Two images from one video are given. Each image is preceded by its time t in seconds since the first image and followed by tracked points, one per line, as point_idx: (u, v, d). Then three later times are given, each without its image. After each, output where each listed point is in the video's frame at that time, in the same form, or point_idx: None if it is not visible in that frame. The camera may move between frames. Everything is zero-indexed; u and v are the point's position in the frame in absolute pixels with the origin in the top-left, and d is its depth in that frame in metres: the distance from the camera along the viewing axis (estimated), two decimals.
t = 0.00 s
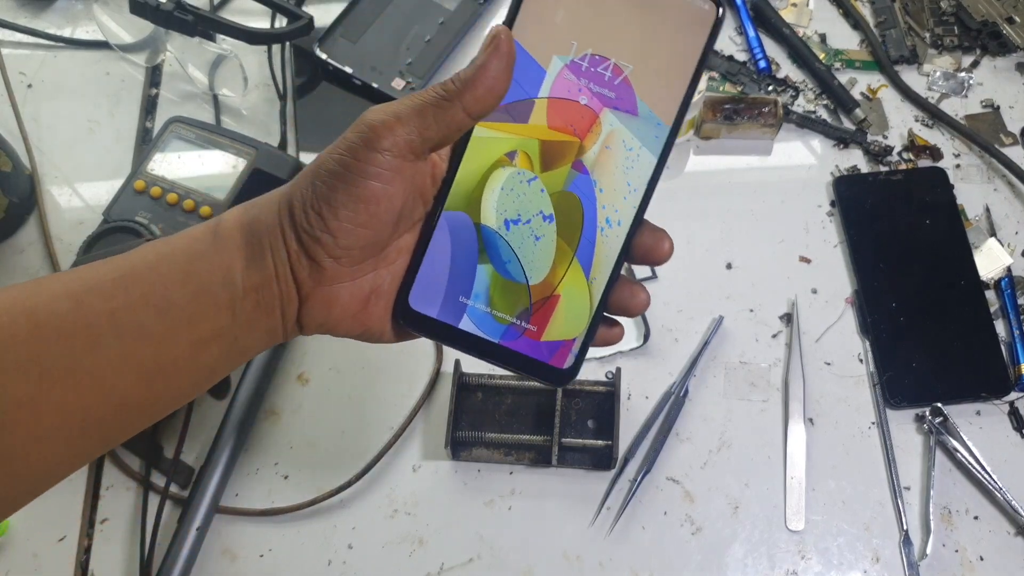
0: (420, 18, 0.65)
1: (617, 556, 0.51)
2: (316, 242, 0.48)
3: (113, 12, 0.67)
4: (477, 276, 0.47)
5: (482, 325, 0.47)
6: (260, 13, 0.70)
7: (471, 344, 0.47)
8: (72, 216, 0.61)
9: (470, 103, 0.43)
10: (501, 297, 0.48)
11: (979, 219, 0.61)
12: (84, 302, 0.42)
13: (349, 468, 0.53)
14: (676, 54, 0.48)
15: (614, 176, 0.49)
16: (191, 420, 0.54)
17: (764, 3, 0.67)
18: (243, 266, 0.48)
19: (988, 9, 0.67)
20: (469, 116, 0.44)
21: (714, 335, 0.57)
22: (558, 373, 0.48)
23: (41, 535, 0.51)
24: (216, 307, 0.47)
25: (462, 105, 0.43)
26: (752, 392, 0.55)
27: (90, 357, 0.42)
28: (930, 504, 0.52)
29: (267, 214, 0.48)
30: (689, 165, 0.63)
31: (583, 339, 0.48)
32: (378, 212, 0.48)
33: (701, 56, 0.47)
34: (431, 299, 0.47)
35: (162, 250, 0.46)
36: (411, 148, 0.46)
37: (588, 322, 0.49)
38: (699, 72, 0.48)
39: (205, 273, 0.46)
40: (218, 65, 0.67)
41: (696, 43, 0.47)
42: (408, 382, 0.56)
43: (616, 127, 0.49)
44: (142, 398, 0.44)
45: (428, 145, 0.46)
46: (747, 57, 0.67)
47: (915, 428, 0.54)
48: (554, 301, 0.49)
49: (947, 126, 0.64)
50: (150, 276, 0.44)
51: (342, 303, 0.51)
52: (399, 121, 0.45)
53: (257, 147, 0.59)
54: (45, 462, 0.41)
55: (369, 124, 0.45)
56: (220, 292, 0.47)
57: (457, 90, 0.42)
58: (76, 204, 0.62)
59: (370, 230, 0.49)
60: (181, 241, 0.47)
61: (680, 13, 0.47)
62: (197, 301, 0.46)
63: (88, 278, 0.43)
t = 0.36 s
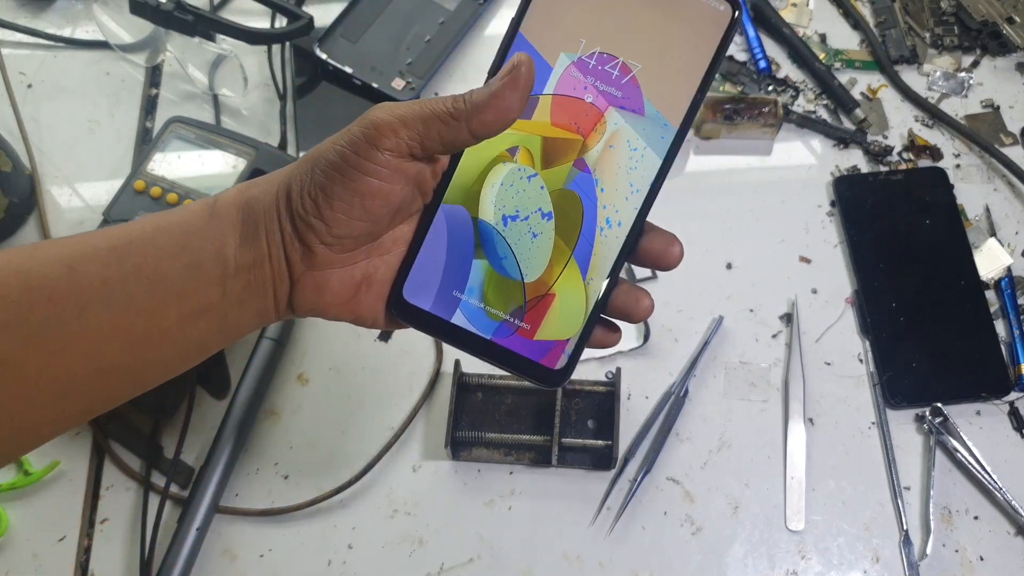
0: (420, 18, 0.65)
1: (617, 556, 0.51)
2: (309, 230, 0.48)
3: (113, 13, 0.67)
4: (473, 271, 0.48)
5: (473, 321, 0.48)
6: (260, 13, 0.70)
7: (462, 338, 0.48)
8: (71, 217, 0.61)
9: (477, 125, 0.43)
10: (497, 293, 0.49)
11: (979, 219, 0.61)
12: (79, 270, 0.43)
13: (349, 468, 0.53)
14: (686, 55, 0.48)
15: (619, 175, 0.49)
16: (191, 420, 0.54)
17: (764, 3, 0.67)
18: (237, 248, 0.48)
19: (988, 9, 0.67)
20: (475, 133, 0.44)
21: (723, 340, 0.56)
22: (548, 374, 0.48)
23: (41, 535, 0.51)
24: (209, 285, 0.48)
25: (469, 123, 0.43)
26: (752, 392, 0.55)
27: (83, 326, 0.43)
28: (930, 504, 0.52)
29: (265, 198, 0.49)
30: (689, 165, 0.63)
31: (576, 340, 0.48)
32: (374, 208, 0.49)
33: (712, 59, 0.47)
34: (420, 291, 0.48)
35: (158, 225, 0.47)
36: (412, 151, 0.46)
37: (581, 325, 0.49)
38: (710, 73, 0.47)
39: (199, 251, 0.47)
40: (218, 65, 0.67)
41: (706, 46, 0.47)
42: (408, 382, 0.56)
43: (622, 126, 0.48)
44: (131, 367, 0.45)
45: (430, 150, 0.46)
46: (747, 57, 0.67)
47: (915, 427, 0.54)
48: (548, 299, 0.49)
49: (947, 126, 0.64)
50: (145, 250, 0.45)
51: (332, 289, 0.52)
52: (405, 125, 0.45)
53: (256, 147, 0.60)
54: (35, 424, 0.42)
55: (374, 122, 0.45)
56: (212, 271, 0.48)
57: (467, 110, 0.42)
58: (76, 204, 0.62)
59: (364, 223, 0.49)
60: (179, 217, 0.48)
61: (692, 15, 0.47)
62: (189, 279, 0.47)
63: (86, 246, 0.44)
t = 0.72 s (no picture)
0: (420, 19, 0.65)
1: (616, 554, 0.51)
2: (268, 208, 0.48)
3: (114, 13, 0.66)
4: (438, 258, 0.46)
5: (439, 308, 0.46)
6: (262, 15, 0.70)
7: (428, 327, 0.45)
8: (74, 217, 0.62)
9: (419, 71, 0.44)
10: (462, 280, 0.46)
11: (976, 219, 0.62)
12: (39, 259, 0.44)
13: (350, 467, 0.54)
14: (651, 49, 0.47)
15: (583, 168, 0.48)
16: (193, 420, 0.54)
17: (762, 5, 0.67)
18: (196, 231, 0.48)
19: (986, 11, 0.68)
20: (419, 82, 0.45)
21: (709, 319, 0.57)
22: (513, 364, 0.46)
23: (45, 534, 0.51)
24: (171, 271, 0.47)
25: (412, 70, 0.44)
26: (750, 392, 0.56)
27: (44, 312, 0.43)
28: (927, 503, 0.52)
29: (223, 181, 0.49)
30: (688, 165, 0.64)
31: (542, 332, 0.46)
32: (331, 180, 0.48)
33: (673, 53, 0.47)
34: (386, 279, 0.45)
35: (119, 214, 0.47)
36: (361, 115, 0.47)
37: (547, 312, 0.47)
38: (672, 66, 0.47)
39: (160, 235, 0.47)
40: (220, 66, 0.66)
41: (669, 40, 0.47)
42: (409, 382, 0.57)
43: (585, 118, 0.48)
44: (94, 356, 0.44)
45: (378, 112, 0.47)
46: (745, 59, 0.68)
47: (913, 427, 0.55)
48: (513, 288, 0.47)
49: (944, 127, 0.64)
50: (106, 237, 0.45)
51: (297, 274, 0.51)
52: (349, 87, 0.45)
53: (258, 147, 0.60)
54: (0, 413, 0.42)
55: (321, 88, 0.46)
56: (174, 254, 0.47)
57: (406, 56, 0.44)
58: (79, 204, 0.62)
59: (323, 198, 0.48)
60: (139, 206, 0.48)
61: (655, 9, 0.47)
62: (150, 262, 0.46)
63: (47, 237, 0.45)
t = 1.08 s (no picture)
0: (420, 19, 0.65)
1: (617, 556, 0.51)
2: (221, 254, 0.48)
3: (112, 12, 0.68)
4: (399, 300, 0.47)
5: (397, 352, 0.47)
6: (260, 13, 0.70)
7: (386, 369, 0.46)
8: (72, 217, 0.61)
9: (358, 90, 0.46)
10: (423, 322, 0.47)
11: (978, 219, 0.61)
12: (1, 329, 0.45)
13: (349, 468, 0.53)
14: (622, 81, 0.47)
15: (553, 204, 0.48)
16: (191, 420, 0.54)
17: (763, 3, 0.67)
18: (151, 283, 0.48)
19: (988, 9, 0.67)
20: (361, 101, 0.47)
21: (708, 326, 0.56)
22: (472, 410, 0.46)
23: (42, 536, 0.51)
24: (131, 324, 0.48)
25: (352, 91, 0.46)
26: (752, 392, 0.55)
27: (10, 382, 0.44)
28: (929, 504, 0.52)
29: (176, 233, 0.49)
30: (689, 165, 0.63)
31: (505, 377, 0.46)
32: (283, 217, 0.49)
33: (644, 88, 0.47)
34: (343, 321, 0.47)
35: (76, 275, 0.48)
36: (308, 147, 0.48)
37: (510, 358, 0.46)
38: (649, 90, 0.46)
39: (115, 292, 0.48)
40: (218, 65, 0.67)
41: (641, 72, 0.47)
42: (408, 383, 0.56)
43: (553, 153, 0.48)
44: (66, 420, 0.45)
45: (325, 141, 0.49)
46: (747, 57, 0.67)
47: (915, 428, 0.54)
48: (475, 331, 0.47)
49: (946, 126, 0.64)
50: (61, 301, 0.46)
51: (259, 316, 0.51)
52: (292, 122, 0.47)
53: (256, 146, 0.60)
54: None
55: (265, 128, 0.47)
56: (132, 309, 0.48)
57: (342, 77, 0.45)
58: (76, 204, 0.62)
59: (277, 238, 0.49)
60: (93, 268, 0.49)
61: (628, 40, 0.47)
62: (107, 319, 0.47)
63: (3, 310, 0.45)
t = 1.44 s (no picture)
0: (420, 18, 0.65)
1: (618, 557, 0.51)
2: (194, 247, 0.48)
3: (113, 12, 0.68)
4: (363, 301, 0.48)
5: (359, 354, 0.48)
6: (260, 13, 0.70)
7: (347, 370, 0.48)
8: (72, 217, 0.61)
9: (334, 92, 0.45)
10: (385, 326, 0.48)
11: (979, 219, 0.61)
12: None
13: (349, 468, 0.53)
14: (610, 97, 0.47)
15: (525, 222, 0.48)
16: (191, 420, 0.54)
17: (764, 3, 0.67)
18: (126, 273, 0.49)
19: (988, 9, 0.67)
20: (336, 103, 0.46)
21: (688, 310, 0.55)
22: (426, 416, 0.48)
23: (42, 536, 0.51)
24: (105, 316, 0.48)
25: (327, 93, 0.45)
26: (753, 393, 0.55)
27: None
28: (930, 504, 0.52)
29: (152, 222, 0.50)
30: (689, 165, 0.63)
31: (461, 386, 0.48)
32: (257, 213, 0.49)
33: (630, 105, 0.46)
34: (309, 317, 0.48)
35: (51, 264, 0.48)
36: (285, 145, 0.48)
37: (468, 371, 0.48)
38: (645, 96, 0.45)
39: (91, 281, 0.48)
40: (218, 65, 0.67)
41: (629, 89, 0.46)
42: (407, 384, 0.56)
43: (529, 170, 0.48)
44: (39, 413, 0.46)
45: (303, 140, 0.48)
46: (747, 57, 0.67)
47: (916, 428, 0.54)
48: (438, 340, 0.48)
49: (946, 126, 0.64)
50: (38, 289, 0.47)
51: (230, 309, 0.51)
52: (270, 119, 0.47)
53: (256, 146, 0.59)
54: None
55: (242, 125, 0.47)
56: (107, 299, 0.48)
57: (319, 79, 0.45)
58: (76, 204, 0.62)
59: (250, 232, 0.49)
60: (71, 254, 0.49)
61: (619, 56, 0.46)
62: (82, 309, 0.47)
63: None
